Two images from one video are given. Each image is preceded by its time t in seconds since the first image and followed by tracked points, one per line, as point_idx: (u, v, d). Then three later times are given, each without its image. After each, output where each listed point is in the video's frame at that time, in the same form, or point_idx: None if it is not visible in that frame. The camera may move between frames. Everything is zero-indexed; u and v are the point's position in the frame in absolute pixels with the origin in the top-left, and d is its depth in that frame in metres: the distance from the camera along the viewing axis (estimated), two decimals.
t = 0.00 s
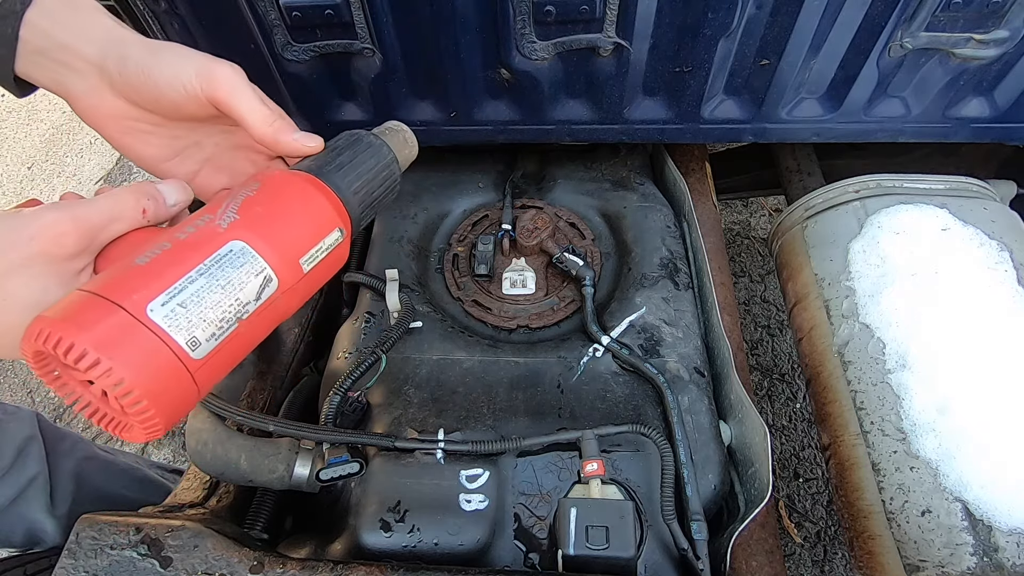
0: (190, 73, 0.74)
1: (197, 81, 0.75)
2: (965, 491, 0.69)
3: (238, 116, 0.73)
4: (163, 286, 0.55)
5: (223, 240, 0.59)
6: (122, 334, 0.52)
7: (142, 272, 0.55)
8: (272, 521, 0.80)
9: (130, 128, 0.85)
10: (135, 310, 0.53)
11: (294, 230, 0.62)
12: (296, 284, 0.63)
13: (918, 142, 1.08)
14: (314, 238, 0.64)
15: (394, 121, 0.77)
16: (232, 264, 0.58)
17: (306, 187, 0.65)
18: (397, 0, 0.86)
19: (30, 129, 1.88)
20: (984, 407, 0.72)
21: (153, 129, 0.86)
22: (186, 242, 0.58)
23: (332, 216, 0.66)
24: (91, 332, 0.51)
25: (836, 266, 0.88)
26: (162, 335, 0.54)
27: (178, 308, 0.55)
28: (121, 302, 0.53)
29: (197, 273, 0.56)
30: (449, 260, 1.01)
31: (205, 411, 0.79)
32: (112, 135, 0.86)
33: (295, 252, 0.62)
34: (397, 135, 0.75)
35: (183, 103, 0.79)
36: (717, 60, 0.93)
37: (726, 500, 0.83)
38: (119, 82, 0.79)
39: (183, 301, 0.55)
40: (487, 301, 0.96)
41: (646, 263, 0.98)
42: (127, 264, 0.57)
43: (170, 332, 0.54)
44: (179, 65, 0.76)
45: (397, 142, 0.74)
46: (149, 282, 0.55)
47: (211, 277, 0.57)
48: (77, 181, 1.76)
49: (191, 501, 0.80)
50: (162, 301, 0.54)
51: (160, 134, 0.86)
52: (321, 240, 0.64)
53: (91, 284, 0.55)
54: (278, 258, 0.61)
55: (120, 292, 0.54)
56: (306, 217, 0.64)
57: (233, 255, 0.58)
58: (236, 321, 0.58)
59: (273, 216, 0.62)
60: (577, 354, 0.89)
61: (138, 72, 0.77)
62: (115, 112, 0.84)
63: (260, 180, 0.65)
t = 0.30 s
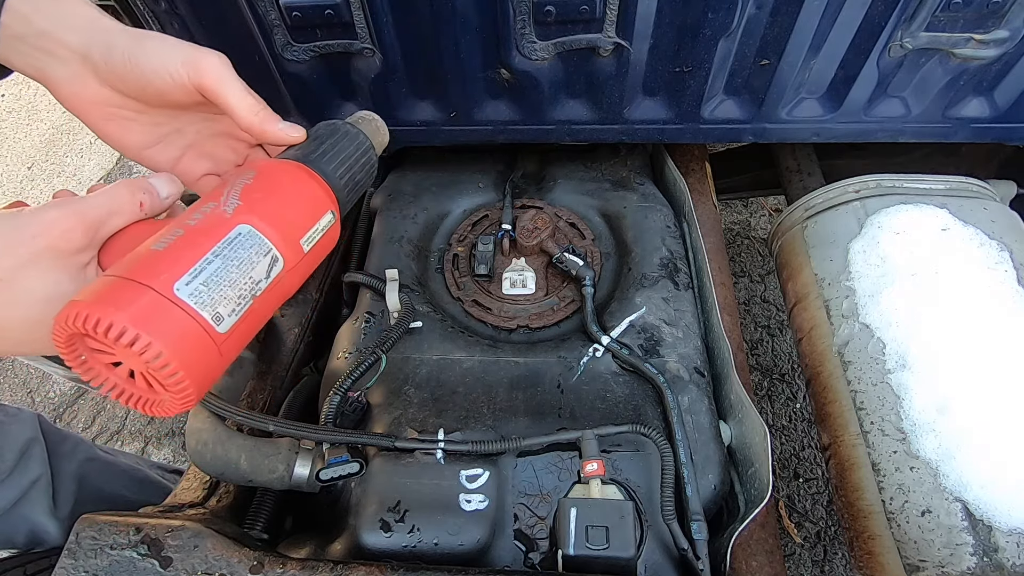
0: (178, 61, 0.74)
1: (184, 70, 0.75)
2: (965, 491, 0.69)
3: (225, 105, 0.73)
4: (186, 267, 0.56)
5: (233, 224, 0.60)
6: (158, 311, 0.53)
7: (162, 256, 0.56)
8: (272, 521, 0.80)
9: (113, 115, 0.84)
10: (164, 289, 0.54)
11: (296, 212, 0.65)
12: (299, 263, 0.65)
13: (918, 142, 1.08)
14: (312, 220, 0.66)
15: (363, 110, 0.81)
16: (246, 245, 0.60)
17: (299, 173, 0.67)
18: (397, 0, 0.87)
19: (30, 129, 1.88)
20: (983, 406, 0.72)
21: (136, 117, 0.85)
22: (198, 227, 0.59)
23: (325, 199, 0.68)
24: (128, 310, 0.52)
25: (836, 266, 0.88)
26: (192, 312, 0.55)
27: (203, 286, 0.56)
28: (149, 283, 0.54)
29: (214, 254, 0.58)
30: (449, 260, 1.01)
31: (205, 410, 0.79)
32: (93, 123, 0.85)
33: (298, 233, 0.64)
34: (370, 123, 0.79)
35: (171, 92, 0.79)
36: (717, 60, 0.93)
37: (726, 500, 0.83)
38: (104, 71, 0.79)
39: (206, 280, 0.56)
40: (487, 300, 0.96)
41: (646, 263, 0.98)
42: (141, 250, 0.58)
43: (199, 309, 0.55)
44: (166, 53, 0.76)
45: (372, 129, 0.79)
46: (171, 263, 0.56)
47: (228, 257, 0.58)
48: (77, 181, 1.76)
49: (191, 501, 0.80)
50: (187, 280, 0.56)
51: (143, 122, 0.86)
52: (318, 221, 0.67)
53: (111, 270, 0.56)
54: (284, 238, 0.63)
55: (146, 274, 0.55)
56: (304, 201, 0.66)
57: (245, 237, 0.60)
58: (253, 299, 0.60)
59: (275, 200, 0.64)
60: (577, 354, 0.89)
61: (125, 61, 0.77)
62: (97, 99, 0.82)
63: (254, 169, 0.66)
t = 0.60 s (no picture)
0: (179, 50, 0.73)
1: (186, 60, 0.74)
2: (965, 492, 0.69)
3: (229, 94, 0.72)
4: (154, 260, 0.54)
5: (213, 216, 0.58)
6: (116, 306, 0.51)
7: (132, 247, 0.54)
8: (272, 521, 0.80)
9: (120, 113, 0.85)
10: (126, 283, 0.52)
11: (284, 205, 0.62)
12: (287, 261, 0.62)
13: (918, 142, 1.08)
14: (303, 215, 0.63)
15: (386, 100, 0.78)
16: (223, 241, 0.57)
17: (295, 164, 0.65)
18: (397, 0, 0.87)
19: (30, 129, 1.88)
20: (983, 406, 0.72)
21: (144, 114, 0.85)
22: (176, 217, 0.57)
23: (321, 194, 0.65)
24: (84, 303, 0.51)
25: (836, 266, 0.88)
26: (155, 308, 0.53)
27: (170, 282, 0.54)
28: (110, 275, 0.52)
29: (187, 248, 0.55)
30: (449, 260, 1.01)
31: (204, 410, 0.79)
32: (102, 120, 0.86)
33: (285, 229, 0.61)
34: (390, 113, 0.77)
35: (175, 85, 0.78)
36: (717, 60, 0.93)
37: (726, 500, 0.83)
38: (110, 66, 0.79)
39: (175, 275, 0.54)
40: (487, 300, 0.96)
41: (646, 263, 0.98)
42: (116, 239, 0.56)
43: (162, 305, 0.53)
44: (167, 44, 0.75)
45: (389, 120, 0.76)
46: (140, 255, 0.54)
47: (203, 251, 0.56)
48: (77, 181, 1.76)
49: (191, 501, 0.80)
50: (153, 274, 0.53)
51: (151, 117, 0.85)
52: (311, 217, 0.64)
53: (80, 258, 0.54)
54: (267, 232, 0.60)
55: (109, 265, 0.53)
56: (295, 193, 0.63)
57: (225, 230, 0.58)
58: (228, 297, 0.57)
59: (261, 192, 0.61)
60: (577, 354, 0.89)
61: (128, 54, 0.77)
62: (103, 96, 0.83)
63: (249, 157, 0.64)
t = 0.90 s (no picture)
0: (245, 101, 0.73)
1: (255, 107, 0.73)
2: (965, 492, 0.69)
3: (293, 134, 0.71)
4: (268, 293, 0.54)
5: (309, 248, 0.57)
6: (245, 338, 0.51)
7: (244, 282, 0.54)
8: (272, 521, 0.80)
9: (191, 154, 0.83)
10: (252, 316, 0.52)
11: (368, 236, 0.61)
12: (369, 290, 0.62)
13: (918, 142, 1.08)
14: (381, 245, 0.62)
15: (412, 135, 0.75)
16: (322, 274, 0.57)
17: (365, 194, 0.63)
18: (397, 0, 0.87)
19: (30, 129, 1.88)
20: (984, 406, 0.72)
21: (208, 155, 0.83)
22: (276, 252, 0.56)
23: (387, 223, 0.63)
24: (219, 337, 0.51)
25: (836, 266, 0.88)
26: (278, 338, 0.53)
27: (286, 313, 0.54)
28: (237, 309, 0.52)
29: (293, 282, 0.55)
30: (449, 260, 1.01)
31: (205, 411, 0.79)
32: (170, 163, 0.84)
33: (369, 258, 0.61)
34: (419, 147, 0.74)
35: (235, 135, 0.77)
36: (717, 60, 0.93)
37: (726, 500, 0.83)
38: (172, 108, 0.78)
39: (289, 307, 0.54)
40: (487, 300, 0.96)
41: (646, 263, 0.98)
42: (223, 275, 0.55)
43: (284, 335, 0.53)
44: (232, 92, 0.75)
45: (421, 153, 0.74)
46: (253, 291, 0.53)
47: (307, 285, 0.56)
48: (77, 181, 1.76)
49: (192, 501, 0.81)
50: (272, 306, 0.53)
51: (216, 159, 0.83)
52: (385, 246, 0.63)
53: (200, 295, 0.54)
54: (358, 264, 0.60)
55: (231, 299, 0.52)
56: (369, 222, 0.62)
57: (321, 263, 0.57)
58: (330, 325, 0.57)
59: (348, 224, 0.60)
60: (577, 354, 0.89)
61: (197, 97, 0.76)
62: (170, 143, 0.82)
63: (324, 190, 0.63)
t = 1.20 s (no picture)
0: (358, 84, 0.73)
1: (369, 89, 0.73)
2: (965, 492, 0.69)
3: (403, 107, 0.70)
4: (441, 361, 0.61)
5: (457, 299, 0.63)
6: (435, 408, 0.60)
7: (419, 353, 0.60)
8: (272, 521, 0.80)
9: (300, 138, 0.83)
10: (437, 389, 0.60)
11: (489, 256, 0.67)
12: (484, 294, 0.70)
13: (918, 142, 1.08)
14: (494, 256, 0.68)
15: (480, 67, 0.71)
16: (470, 319, 0.64)
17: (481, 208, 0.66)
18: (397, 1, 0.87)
19: (30, 129, 1.88)
20: (983, 406, 0.72)
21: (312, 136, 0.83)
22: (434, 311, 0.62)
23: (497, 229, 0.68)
24: (412, 415, 0.59)
25: (836, 266, 0.88)
26: (453, 398, 0.62)
27: (457, 372, 0.62)
28: (424, 386, 0.60)
29: (456, 338, 0.63)
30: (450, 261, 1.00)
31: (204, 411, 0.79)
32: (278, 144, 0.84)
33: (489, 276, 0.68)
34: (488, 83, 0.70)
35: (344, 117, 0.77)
36: (718, 60, 0.93)
37: (726, 500, 0.82)
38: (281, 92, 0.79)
39: (456, 364, 0.62)
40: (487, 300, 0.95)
41: (646, 263, 0.98)
42: (393, 341, 0.61)
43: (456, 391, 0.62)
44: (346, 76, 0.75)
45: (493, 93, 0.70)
46: (427, 363, 0.60)
47: (464, 335, 0.63)
48: (77, 181, 1.76)
49: (192, 501, 0.81)
50: (448, 373, 0.61)
51: (324, 142, 0.84)
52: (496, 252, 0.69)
53: (379, 367, 0.60)
54: (483, 287, 0.67)
55: (417, 376, 0.60)
56: (484, 241, 0.66)
57: (469, 309, 0.64)
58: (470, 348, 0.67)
59: (476, 254, 0.65)
60: (577, 354, 0.89)
61: (309, 83, 0.77)
62: (284, 126, 0.81)
63: (446, 213, 0.64)
